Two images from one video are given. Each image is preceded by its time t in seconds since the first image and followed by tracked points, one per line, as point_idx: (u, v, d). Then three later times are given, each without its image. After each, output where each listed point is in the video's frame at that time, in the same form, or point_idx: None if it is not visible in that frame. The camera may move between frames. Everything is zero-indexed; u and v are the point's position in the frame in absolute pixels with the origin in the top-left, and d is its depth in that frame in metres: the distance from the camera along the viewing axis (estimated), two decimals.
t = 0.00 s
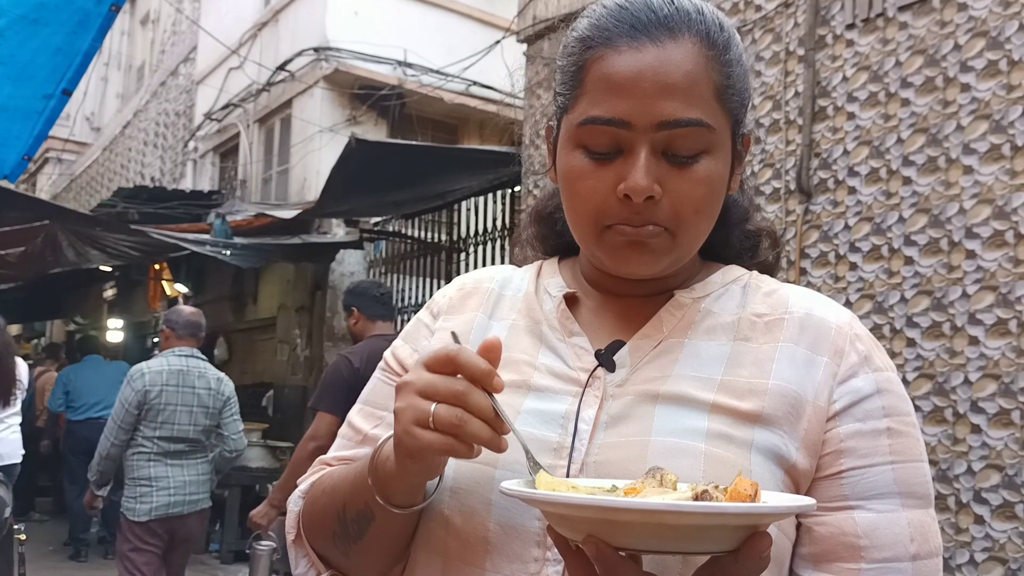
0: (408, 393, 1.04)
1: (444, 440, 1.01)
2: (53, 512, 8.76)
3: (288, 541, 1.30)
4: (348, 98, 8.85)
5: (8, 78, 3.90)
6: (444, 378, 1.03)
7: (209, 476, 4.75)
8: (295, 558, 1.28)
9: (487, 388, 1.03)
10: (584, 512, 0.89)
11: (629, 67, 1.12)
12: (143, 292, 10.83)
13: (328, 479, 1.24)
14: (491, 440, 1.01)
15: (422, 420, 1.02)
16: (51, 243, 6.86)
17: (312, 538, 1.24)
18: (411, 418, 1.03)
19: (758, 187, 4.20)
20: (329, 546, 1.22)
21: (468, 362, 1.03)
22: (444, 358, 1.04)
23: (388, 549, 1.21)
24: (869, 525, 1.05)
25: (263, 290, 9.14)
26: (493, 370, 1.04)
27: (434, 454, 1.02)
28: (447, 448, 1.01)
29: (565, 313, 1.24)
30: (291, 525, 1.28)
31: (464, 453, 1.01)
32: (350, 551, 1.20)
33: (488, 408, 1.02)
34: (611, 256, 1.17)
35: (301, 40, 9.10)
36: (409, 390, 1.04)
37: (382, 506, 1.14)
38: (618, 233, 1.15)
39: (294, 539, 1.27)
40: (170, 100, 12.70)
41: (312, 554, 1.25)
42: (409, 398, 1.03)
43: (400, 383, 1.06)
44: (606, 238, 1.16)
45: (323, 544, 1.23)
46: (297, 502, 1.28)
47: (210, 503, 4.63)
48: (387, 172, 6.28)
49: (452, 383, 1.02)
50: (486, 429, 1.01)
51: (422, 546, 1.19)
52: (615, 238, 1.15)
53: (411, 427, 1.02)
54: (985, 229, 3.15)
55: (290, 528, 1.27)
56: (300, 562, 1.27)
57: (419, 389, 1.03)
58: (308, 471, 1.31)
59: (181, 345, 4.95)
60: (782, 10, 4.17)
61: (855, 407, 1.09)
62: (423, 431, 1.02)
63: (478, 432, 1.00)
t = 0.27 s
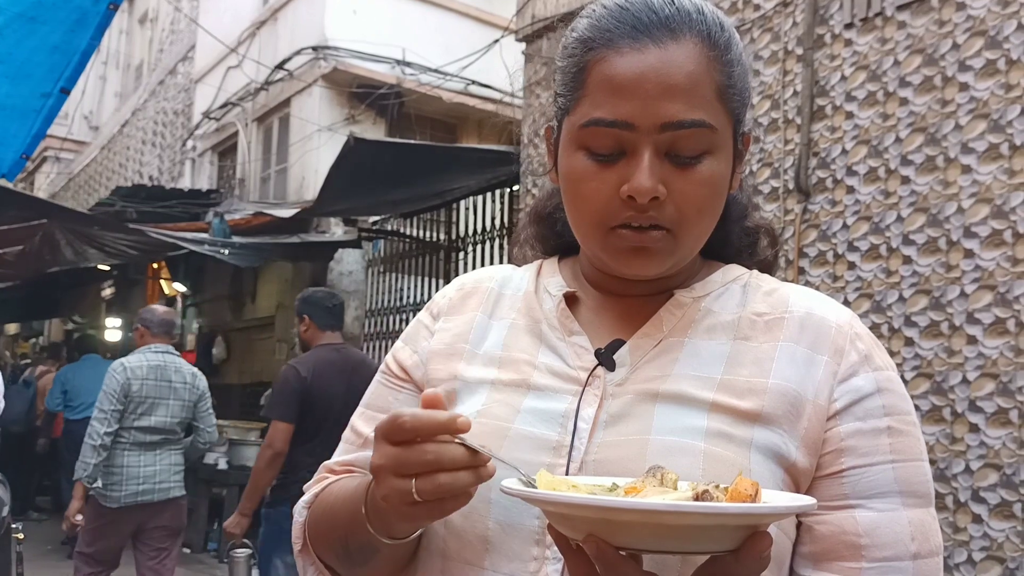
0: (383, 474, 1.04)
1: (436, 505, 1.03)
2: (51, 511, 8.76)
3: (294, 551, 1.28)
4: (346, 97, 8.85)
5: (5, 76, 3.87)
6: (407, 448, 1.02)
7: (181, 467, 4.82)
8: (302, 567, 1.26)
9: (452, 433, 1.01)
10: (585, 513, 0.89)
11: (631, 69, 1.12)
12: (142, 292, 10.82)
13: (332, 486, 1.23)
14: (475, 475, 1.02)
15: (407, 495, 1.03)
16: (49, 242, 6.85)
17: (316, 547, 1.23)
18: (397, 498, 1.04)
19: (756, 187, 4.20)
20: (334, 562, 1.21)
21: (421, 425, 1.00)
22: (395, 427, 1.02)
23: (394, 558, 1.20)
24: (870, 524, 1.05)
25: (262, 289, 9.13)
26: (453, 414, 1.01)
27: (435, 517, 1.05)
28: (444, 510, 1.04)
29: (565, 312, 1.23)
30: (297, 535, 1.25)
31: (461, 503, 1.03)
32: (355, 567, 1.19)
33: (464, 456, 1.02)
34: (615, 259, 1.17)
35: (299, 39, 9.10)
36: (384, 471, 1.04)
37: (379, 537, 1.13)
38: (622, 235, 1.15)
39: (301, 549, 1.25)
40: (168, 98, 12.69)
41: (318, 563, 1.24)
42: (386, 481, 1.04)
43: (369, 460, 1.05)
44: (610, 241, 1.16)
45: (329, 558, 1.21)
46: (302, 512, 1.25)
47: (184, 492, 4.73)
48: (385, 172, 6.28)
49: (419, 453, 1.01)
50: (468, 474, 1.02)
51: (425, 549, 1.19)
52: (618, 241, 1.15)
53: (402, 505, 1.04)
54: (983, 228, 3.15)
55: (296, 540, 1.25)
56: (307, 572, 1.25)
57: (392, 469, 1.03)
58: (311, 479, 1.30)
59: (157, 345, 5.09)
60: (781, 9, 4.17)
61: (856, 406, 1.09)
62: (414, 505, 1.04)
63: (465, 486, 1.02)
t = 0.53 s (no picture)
0: (380, 467, 1.05)
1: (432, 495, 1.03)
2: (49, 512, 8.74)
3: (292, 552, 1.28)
4: (344, 98, 8.84)
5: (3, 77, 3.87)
6: (402, 441, 1.02)
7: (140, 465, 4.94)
8: (300, 569, 1.26)
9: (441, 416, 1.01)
10: (584, 512, 0.89)
11: (627, 67, 1.12)
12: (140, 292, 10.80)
13: (329, 487, 1.23)
14: (473, 460, 1.02)
15: (405, 487, 1.04)
16: (46, 242, 6.84)
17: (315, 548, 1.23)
18: (395, 492, 1.05)
19: (754, 187, 4.20)
20: (332, 560, 1.21)
21: (410, 412, 1.00)
22: (386, 417, 1.02)
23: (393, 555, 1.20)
24: (868, 523, 1.05)
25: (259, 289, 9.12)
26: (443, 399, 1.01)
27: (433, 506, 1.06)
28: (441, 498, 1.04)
29: (563, 314, 1.23)
30: (295, 536, 1.25)
31: (462, 486, 1.03)
32: (353, 564, 1.19)
33: (457, 441, 1.01)
34: (615, 257, 1.16)
35: (297, 39, 9.10)
36: (380, 464, 1.05)
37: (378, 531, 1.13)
38: (624, 236, 1.14)
39: (299, 551, 1.25)
40: (166, 99, 12.67)
41: (316, 564, 1.24)
42: (383, 474, 1.05)
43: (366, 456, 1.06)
44: (612, 241, 1.15)
45: (326, 557, 1.21)
46: (299, 513, 1.25)
47: (139, 492, 4.81)
48: (383, 172, 6.27)
49: (413, 442, 1.01)
50: (466, 459, 1.02)
51: (424, 551, 1.19)
52: (617, 239, 1.15)
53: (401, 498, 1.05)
54: (981, 229, 3.15)
55: (294, 541, 1.25)
56: (304, 573, 1.25)
57: (389, 460, 1.03)
58: (309, 481, 1.30)
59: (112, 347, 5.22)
60: (779, 9, 4.17)
61: (854, 405, 1.09)
62: (412, 496, 1.04)
63: (459, 473, 1.02)
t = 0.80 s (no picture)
0: (382, 410, 1.05)
1: (426, 446, 1.02)
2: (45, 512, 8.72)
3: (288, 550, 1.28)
4: (342, 97, 8.83)
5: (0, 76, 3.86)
6: (411, 386, 1.03)
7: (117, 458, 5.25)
8: (296, 567, 1.26)
9: (453, 377, 1.02)
10: (587, 512, 0.89)
11: (612, 37, 1.17)
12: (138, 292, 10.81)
13: (326, 485, 1.23)
14: (471, 429, 1.02)
15: (401, 435, 1.03)
16: (44, 242, 6.83)
17: (313, 545, 1.23)
18: (390, 437, 1.03)
19: (752, 187, 4.20)
20: (330, 554, 1.21)
21: (427, 362, 1.02)
22: (404, 365, 1.04)
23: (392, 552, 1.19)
24: (870, 521, 1.05)
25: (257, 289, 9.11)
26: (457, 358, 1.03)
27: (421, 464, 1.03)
28: (431, 455, 1.02)
29: (563, 314, 1.23)
30: (292, 533, 1.26)
31: (451, 455, 1.02)
32: (351, 555, 1.20)
33: (462, 401, 1.01)
34: (621, 230, 1.14)
35: (295, 38, 9.09)
36: (383, 406, 1.04)
37: (378, 511, 1.15)
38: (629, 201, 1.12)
39: (295, 547, 1.25)
40: (164, 98, 12.64)
41: (313, 562, 1.24)
42: (384, 416, 1.04)
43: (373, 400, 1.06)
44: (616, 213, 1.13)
45: (324, 551, 1.22)
46: (297, 510, 1.26)
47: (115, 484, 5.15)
48: (381, 171, 6.28)
49: (419, 389, 1.01)
50: (464, 424, 1.01)
51: (423, 548, 1.19)
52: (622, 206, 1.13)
53: (392, 446, 1.03)
54: (979, 228, 3.15)
55: (291, 537, 1.25)
56: (301, 571, 1.25)
57: (391, 404, 1.03)
58: (307, 479, 1.30)
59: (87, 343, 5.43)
60: (777, 9, 4.17)
61: (854, 402, 1.09)
62: (404, 447, 1.03)
63: (457, 430, 1.01)
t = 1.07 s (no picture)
0: (411, 389, 1.05)
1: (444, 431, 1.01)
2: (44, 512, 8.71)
3: (289, 555, 1.29)
4: (341, 96, 8.83)
5: None
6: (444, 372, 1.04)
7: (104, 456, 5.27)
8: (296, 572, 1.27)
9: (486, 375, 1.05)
10: (588, 513, 0.89)
11: (591, 46, 1.16)
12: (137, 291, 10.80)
13: (327, 489, 1.23)
14: (491, 432, 1.01)
15: (421, 414, 1.03)
16: (43, 241, 6.82)
17: (313, 549, 1.24)
18: (410, 414, 1.03)
19: (751, 186, 4.20)
20: (331, 557, 1.22)
21: (470, 356, 1.05)
22: (449, 356, 1.06)
23: (392, 555, 1.20)
24: (868, 518, 1.05)
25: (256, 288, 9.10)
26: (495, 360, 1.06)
27: (433, 451, 1.02)
28: (446, 442, 1.01)
29: (557, 316, 1.24)
30: (292, 538, 1.26)
31: (463, 451, 1.01)
32: (352, 557, 1.20)
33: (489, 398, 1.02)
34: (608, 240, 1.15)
35: (294, 37, 9.08)
36: (414, 385, 1.05)
37: (381, 515, 1.14)
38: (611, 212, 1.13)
39: (296, 553, 1.26)
40: (163, 97, 12.63)
41: (313, 567, 1.25)
42: (412, 393, 1.04)
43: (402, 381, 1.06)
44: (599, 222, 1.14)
45: (324, 555, 1.23)
46: (297, 515, 1.26)
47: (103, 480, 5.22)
48: (380, 171, 6.28)
49: (452, 375, 1.03)
50: (485, 423, 1.01)
51: (423, 551, 1.20)
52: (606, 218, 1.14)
53: (410, 423, 1.03)
54: (977, 228, 3.16)
55: (291, 542, 1.26)
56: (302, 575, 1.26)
57: (422, 385, 1.04)
58: (305, 484, 1.31)
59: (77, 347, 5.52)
60: (776, 9, 4.18)
61: (851, 400, 1.09)
62: (422, 426, 1.02)
63: (477, 424, 1.01)
